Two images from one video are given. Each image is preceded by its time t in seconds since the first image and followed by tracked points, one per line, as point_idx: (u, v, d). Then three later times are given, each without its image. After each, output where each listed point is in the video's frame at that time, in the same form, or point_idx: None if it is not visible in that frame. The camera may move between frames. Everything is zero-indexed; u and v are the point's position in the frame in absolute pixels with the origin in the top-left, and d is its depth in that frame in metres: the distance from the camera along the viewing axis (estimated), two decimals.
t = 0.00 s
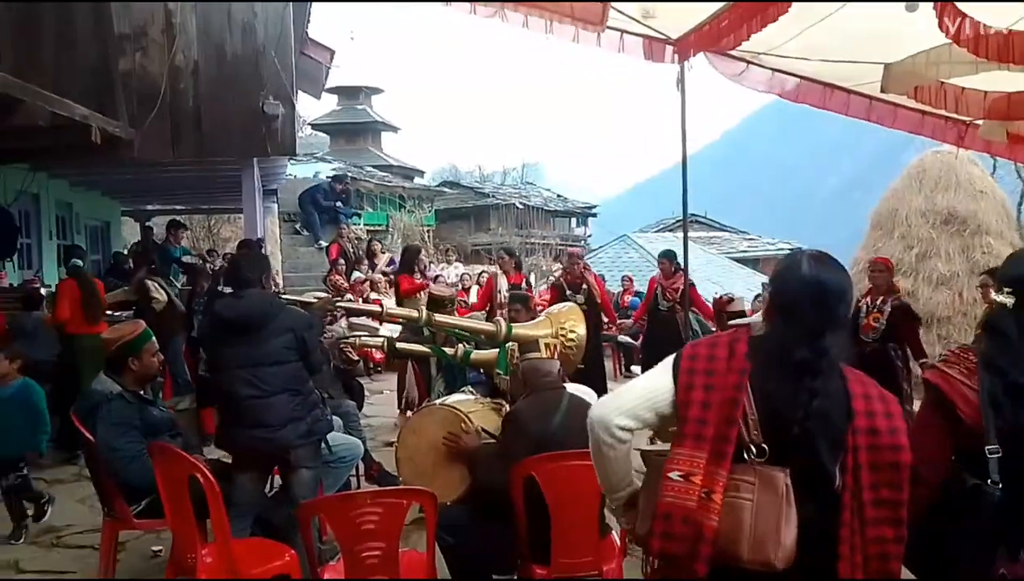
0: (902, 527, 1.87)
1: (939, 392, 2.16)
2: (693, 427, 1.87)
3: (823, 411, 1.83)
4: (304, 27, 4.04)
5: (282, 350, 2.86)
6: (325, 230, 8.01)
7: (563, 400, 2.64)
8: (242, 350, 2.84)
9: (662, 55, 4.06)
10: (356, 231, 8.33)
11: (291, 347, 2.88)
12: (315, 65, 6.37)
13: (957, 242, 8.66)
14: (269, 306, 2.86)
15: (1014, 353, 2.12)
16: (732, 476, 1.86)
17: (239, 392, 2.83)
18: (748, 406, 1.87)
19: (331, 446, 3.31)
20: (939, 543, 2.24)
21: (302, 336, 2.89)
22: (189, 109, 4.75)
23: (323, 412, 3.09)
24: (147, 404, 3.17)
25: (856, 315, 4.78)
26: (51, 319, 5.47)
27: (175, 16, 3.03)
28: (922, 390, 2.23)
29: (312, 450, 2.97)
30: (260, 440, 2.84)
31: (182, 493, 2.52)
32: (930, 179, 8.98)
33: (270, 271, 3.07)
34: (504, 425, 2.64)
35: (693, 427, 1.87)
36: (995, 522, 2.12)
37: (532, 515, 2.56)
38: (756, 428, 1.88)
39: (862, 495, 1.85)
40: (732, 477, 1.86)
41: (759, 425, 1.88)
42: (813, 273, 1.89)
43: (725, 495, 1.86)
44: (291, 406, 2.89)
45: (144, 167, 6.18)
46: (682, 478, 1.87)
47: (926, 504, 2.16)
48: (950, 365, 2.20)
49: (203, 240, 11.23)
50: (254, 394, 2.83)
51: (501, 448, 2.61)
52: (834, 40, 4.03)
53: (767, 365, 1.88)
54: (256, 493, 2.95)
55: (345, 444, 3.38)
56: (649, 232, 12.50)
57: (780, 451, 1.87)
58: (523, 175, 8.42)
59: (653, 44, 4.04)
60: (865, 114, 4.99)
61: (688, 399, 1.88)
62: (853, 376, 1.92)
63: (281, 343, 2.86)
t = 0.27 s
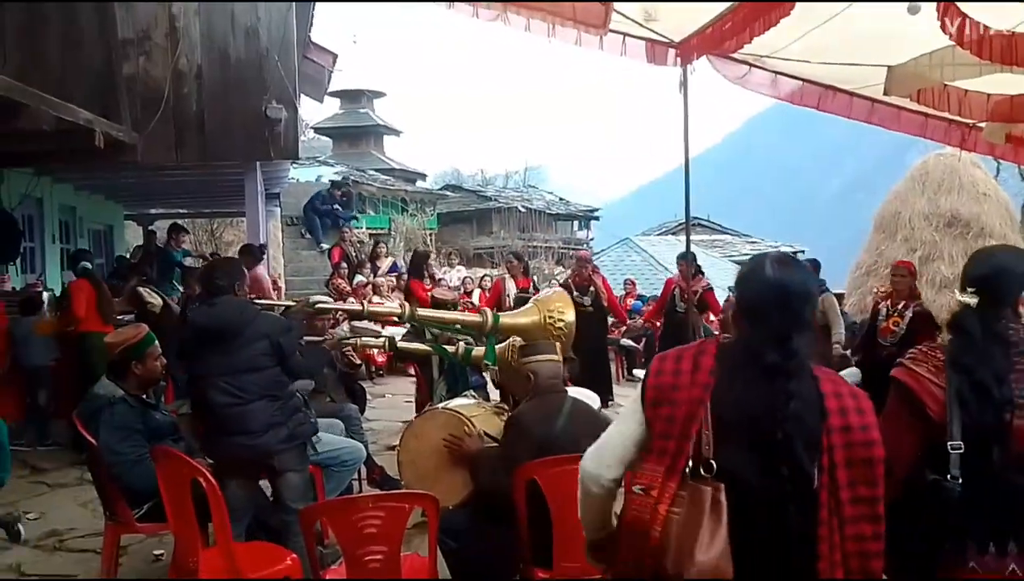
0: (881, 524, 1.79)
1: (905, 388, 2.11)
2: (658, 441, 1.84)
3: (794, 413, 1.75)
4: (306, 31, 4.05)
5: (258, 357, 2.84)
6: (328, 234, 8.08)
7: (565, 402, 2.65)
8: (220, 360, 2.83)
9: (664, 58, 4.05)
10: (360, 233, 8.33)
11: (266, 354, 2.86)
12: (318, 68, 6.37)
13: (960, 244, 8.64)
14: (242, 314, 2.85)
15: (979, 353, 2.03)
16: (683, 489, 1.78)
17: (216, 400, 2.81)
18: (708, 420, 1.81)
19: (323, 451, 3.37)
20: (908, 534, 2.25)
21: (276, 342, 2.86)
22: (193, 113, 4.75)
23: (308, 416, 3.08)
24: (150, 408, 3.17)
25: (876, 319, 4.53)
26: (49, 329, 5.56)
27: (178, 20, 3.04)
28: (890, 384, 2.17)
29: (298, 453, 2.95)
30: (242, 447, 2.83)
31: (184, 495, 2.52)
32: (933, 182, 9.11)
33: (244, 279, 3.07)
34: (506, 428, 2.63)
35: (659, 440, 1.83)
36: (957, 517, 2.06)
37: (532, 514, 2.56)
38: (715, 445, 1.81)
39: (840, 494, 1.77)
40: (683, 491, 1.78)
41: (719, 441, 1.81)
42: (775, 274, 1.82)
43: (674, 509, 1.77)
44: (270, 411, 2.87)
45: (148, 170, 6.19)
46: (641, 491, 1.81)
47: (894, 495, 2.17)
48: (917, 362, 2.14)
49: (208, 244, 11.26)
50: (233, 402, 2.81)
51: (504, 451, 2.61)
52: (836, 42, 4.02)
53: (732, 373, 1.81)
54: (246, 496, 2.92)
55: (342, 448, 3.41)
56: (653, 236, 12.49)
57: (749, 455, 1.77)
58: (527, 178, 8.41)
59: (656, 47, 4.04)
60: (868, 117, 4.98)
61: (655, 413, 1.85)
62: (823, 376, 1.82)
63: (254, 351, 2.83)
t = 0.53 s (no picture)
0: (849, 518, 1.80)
1: (880, 387, 2.14)
2: (623, 447, 1.83)
3: (765, 415, 1.74)
4: (303, 29, 4.05)
5: (229, 360, 2.80)
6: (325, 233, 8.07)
7: (562, 402, 2.65)
8: (196, 366, 2.81)
9: (662, 58, 4.06)
10: (358, 231, 8.32)
11: (236, 356, 2.82)
12: (316, 67, 6.37)
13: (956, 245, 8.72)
14: (208, 318, 2.80)
15: (950, 353, 2.08)
16: (641, 495, 1.79)
17: (194, 406, 2.80)
18: (667, 430, 1.79)
19: (316, 449, 3.36)
20: (875, 533, 2.20)
21: (246, 342, 2.82)
22: (190, 110, 4.79)
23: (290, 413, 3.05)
24: (148, 407, 3.21)
25: (883, 321, 4.58)
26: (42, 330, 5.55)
27: (176, 19, 3.03)
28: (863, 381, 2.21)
29: (283, 450, 2.95)
30: (226, 449, 2.82)
31: (182, 494, 2.52)
32: (930, 183, 9.27)
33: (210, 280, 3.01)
34: (504, 427, 2.64)
35: (623, 446, 1.83)
36: (929, 513, 2.09)
37: (530, 512, 2.56)
38: (675, 452, 1.81)
39: (812, 490, 1.77)
40: (641, 496, 1.79)
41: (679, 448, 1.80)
42: (735, 280, 1.79)
43: (631, 514, 1.79)
44: (250, 411, 2.86)
45: (146, 169, 6.19)
46: (605, 495, 1.83)
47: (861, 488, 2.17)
48: (890, 361, 2.17)
49: (206, 243, 11.25)
50: (210, 406, 2.80)
51: (502, 449, 2.61)
52: (832, 43, 4.03)
53: (698, 379, 1.80)
54: (237, 494, 2.92)
55: (338, 445, 3.43)
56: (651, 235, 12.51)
57: (718, 457, 1.76)
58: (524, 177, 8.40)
59: (654, 47, 4.05)
60: (866, 117, 4.99)
61: (620, 419, 1.84)
62: (793, 376, 1.80)
63: (224, 355, 2.80)
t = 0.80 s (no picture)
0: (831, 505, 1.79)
1: (868, 384, 2.08)
2: (617, 450, 1.80)
3: (753, 407, 1.75)
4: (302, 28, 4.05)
5: (214, 358, 2.80)
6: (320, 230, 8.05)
7: (559, 400, 2.65)
8: (185, 365, 2.80)
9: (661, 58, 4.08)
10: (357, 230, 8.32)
11: (220, 353, 2.82)
12: (315, 66, 6.37)
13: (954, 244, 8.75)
14: (184, 320, 2.80)
15: (938, 347, 2.05)
16: (645, 496, 1.74)
17: (184, 406, 2.80)
18: (659, 427, 1.78)
19: (316, 446, 3.38)
20: (864, 532, 2.14)
21: (228, 338, 2.84)
22: (188, 110, 4.83)
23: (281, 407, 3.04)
24: (144, 405, 3.21)
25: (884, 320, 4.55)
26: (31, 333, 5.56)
27: (174, 18, 3.04)
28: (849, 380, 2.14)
29: (277, 445, 2.95)
30: (220, 447, 2.82)
31: (180, 493, 2.52)
32: (928, 183, 9.31)
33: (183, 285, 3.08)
34: (502, 428, 2.64)
35: (617, 448, 1.79)
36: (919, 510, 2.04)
37: (529, 509, 2.56)
38: (671, 449, 1.79)
39: (799, 482, 1.77)
40: (646, 498, 1.74)
41: (673, 446, 1.79)
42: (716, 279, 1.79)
43: (638, 518, 1.73)
44: (242, 407, 2.85)
45: (143, 168, 6.18)
46: (606, 500, 1.77)
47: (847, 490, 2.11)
48: (878, 359, 2.12)
49: (203, 243, 11.24)
50: (201, 406, 2.80)
51: (500, 450, 2.61)
52: (830, 43, 4.05)
53: (684, 375, 1.81)
54: (234, 490, 2.92)
55: (334, 443, 3.43)
56: (649, 235, 12.53)
57: (708, 454, 1.76)
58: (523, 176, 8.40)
59: (652, 46, 4.05)
60: (863, 116, 4.99)
61: (612, 422, 1.81)
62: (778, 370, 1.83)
63: (206, 353, 2.79)
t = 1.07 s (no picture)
0: (813, 507, 1.81)
1: (855, 392, 2.07)
2: (596, 456, 1.79)
3: (731, 411, 1.76)
4: (285, 31, 4.04)
5: (192, 361, 2.78)
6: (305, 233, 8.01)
7: (544, 404, 2.65)
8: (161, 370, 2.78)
9: (644, 61, 4.07)
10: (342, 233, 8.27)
11: (199, 356, 2.80)
12: (299, 69, 6.34)
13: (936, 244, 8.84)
14: (159, 326, 2.76)
15: (918, 352, 2.05)
16: (622, 502, 1.73)
17: (166, 410, 2.78)
18: (638, 433, 1.77)
19: (302, 452, 3.34)
20: (860, 538, 2.12)
21: (206, 340, 2.80)
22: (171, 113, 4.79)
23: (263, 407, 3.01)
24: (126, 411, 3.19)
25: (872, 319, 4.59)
26: (2, 341, 5.53)
27: (157, 21, 3.02)
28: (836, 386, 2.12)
29: (261, 449, 2.93)
30: (202, 449, 2.80)
31: (163, 500, 2.50)
32: (909, 184, 9.33)
33: (157, 291, 2.98)
34: (487, 432, 2.62)
35: (597, 454, 1.79)
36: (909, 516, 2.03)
37: (517, 515, 2.56)
38: (649, 455, 1.78)
39: (780, 485, 1.78)
40: (623, 504, 1.73)
41: (651, 451, 1.79)
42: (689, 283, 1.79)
43: (614, 523, 1.72)
44: (224, 410, 2.83)
45: (126, 172, 6.13)
46: (585, 506, 1.77)
47: (839, 498, 2.08)
48: (862, 366, 2.11)
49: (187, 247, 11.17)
50: (183, 410, 2.78)
51: (486, 455, 2.60)
52: (812, 45, 4.09)
53: (661, 379, 1.81)
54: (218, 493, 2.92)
55: (318, 448, 3.41)
56: (635, 238, 12.57)
57: (686, 458, 1.76)
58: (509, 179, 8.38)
59: (636, 49, 4.06)
60: (845, 118, 5.01)
61: (592, 427, 1.81)
62: (756, 374, 1.82)
63: (184, 356, 2.77)
